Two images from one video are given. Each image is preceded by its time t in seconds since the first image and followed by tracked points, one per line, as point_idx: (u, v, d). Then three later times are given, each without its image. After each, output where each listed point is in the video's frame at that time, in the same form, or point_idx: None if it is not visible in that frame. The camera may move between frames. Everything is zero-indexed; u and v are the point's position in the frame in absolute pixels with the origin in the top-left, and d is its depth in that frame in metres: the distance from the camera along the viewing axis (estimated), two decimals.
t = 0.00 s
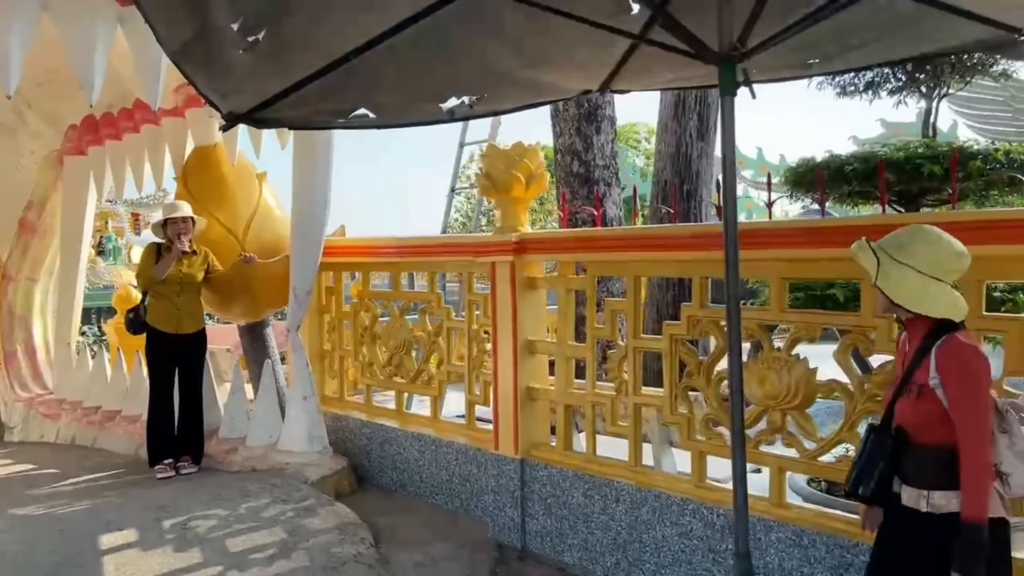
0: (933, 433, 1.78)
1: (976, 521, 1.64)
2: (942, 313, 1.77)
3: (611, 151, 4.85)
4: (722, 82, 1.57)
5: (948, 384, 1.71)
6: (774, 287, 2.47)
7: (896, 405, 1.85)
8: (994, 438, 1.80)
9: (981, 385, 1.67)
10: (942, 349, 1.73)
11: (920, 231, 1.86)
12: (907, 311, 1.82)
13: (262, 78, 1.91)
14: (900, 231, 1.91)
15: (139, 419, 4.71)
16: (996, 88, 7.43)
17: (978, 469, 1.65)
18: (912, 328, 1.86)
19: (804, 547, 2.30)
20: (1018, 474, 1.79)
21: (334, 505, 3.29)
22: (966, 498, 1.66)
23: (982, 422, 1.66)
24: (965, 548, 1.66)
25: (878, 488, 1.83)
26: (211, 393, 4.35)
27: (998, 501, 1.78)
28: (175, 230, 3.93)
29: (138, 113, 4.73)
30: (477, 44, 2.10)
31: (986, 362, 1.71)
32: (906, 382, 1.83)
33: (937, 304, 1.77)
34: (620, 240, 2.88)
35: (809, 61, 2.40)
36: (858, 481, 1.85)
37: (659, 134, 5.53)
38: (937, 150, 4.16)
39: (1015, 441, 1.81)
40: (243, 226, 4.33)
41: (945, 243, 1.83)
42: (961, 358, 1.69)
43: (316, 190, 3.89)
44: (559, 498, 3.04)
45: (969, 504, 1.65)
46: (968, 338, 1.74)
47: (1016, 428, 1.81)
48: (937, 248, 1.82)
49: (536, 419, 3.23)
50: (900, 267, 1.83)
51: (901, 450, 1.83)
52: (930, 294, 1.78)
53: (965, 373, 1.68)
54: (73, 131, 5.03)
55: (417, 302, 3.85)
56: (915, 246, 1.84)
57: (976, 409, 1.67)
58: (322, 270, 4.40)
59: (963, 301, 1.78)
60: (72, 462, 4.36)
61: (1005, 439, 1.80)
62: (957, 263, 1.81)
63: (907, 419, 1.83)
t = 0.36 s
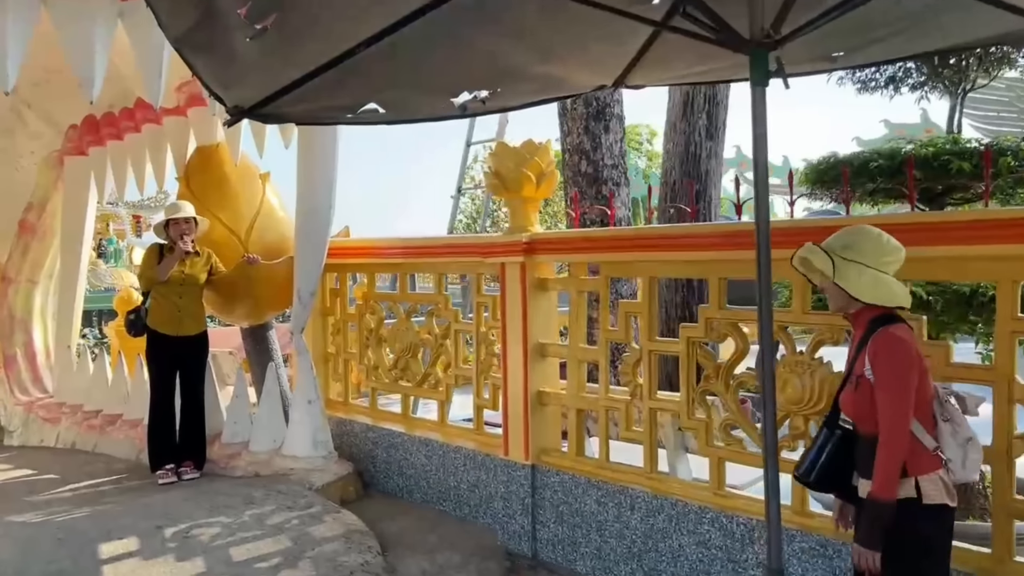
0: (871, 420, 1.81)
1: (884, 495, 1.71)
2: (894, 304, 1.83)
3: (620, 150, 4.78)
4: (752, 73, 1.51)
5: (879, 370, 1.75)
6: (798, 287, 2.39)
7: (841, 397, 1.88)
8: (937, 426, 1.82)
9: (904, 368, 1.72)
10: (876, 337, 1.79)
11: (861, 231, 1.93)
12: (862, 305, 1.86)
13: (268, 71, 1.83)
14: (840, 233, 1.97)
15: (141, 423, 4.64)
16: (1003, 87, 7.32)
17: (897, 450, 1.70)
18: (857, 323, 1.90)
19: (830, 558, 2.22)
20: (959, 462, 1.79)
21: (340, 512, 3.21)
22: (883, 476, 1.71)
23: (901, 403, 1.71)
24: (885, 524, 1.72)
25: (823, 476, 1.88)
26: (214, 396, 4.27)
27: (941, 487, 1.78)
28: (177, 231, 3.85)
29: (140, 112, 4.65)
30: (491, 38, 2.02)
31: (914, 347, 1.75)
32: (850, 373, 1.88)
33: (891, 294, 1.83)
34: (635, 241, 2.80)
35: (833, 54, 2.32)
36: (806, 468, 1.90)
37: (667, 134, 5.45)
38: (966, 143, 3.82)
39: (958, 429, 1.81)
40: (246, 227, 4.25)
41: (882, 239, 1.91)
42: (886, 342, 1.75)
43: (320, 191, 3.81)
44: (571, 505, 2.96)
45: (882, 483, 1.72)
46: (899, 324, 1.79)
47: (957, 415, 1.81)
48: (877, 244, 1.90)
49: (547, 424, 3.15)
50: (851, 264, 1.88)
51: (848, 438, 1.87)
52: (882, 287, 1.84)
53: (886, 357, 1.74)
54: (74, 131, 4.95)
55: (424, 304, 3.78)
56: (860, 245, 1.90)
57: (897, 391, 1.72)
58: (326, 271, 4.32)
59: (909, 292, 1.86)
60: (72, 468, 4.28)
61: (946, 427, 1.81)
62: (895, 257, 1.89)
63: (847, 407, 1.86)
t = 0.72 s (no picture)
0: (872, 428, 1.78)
1: (871, 498, 1.70)
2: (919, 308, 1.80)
3: (646, 152, 4.64)
4: (811, 65, 1.40)
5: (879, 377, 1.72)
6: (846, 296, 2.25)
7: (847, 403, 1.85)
8: (944, 438, 1.75)
9: (897, 375, 1.69)
10: (875, 342, 1.75)
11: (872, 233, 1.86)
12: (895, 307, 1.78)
13: (283, 66, 1.72)
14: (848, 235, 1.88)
15: (157, 432, 4.55)
16: None
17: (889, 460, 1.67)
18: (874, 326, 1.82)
19: None
20: (967, 477, 1.72)
21: (359, 528, 3.09)
22: (872, 485, 1.70)
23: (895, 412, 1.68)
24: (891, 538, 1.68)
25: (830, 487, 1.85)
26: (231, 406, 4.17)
27: (939, 501, 1.74)
28: (194, 237, 3.77)
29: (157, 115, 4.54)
30: (519, 32, 1.90)
31: (914, 354, 1.71)
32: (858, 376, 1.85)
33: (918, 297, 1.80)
34: (667, 246, 2.66)
35: (884, 47, 2.18)
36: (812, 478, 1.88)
37: (693, 135, 5.30)
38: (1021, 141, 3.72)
39: (968, 442, 1.73)
40: (263, 231, 4.16)
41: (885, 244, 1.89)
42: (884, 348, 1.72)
43: (339, 195, 3.70)
44: (601, 524, 2.83)
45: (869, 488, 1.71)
46: (902, 330, 1.75)
47: (967, 427, 1.73)
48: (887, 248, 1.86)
49: (574, 437, 3.02)
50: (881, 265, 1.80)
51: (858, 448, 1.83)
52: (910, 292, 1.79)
53: (883, 364, 1.70)
54: (91, 134, 4.89)
55: (445, 311, 3.66)
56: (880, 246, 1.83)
57: (892, 399, 1.69)
58: (345, 277, 4.22)
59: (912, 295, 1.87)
60: (88, 477, 4.18)
61: (954, 439, 1.74)
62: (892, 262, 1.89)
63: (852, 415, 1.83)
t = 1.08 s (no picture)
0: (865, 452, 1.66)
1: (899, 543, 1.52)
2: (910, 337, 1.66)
3: (686, 158, 4.52)
4: (883, 59, 1.32)
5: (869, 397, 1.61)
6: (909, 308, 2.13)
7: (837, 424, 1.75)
8: (932, 468, 1.61)
9: (881, 399, 1.58)
10: (865, 365, 1.64)
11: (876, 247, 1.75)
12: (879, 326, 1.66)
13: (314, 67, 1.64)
14: (852, 249, 1.78)
15: (189, 442, 4.50)
16: None
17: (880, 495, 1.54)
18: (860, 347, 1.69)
19: None
20: (955, 512, 1.57)
21: (392, 545, 3.01)
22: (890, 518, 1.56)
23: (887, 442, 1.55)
24: None
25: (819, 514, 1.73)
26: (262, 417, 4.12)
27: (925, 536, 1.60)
28: (226, 246, 3.72)
29: (191, 123, 4.52)
30: (560, 31, 1.81)
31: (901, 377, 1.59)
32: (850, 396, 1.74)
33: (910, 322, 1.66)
34: (712, 256, 2.53)
35: (949, 43, 2.05)
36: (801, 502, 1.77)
37: (734, 140, 5.17)
38: None
39: (958, 474, 1.58)
40: (295, 240, 4.10)
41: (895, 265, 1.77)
42: (876, 372, 1.60)
43: (371, 202, 3.63)
44: (643, 545, 2.72)
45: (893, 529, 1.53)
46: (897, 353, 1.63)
47: (956, 458, 1.58)
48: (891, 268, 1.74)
49: (614, 454, 2.90)
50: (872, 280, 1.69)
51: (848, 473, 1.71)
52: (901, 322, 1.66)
53: (872, 383, 1.60)
54: (126, 143, 4.88)
55: (480, 322, 3.56)
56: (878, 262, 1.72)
57: (884, 426, 1.57)
58: (378, 286, 4.15)
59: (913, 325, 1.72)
60: (120, 488, 4.15)
61: (942, 471, 1.59)
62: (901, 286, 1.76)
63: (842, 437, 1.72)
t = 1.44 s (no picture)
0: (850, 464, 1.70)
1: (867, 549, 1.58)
2: (867, 347, 1.68)
3: (732, 161, 4.45)
4: (972, 51, 1.33)
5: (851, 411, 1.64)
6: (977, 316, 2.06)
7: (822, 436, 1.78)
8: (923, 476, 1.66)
9: (866, 412, 1.61)
10: (849, 376, 1.67)
11: (852, 257, 1.75)
12: (831, 345, 1.73)
13: (359, 65, 1.59)
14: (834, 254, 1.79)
15: (229, 448, 4.48)
16: None
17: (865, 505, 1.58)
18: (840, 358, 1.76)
19: None
20: (948, 519, 1.62)
21: (433, 557, 2.94)
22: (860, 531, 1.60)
23: (868, 451, 1.59)
24: None
25: (815, 526, 1.78)
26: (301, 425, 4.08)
27: (917, 542, 1.65)
28: (266, 251, 3.71)
29: (233, 129, 4.52)
30: (615, 27, 1.73)
31: (886, 388, 1.62)
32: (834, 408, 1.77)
33: (866, 337, 1.68)
34: (765, 262, 2.43)
35: None
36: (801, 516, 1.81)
37: (781, 143, 5.06)
38: None
39: (948, 481, 1.63)
40: (335, 246, 4.07)
41: (880, 269, 1.73)
42: (859, 381, 1.64)
43: (412, 207, 3.59)
44: (694, 562, 2.62)
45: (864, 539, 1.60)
46: (882, 362, 1.66)
47: (947, 465, 1.63)
48: (869, 276, 1.72)
49: (662, 467, 2.81)
50: (830, 298, 1.74)
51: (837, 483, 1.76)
52: (855, 333, 1.69)
53: (855, 396, 1.62)
54: (168, 150, 4.91)
55: (522, 329, 3.49)
56: (845, 275, 1.74)
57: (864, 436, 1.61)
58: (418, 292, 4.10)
59: (893, 333, 1.70)
60: (161, 494, 4.15)
61: (935, 477, 1.64)
62: (887, 292, 1.71)
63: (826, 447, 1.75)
